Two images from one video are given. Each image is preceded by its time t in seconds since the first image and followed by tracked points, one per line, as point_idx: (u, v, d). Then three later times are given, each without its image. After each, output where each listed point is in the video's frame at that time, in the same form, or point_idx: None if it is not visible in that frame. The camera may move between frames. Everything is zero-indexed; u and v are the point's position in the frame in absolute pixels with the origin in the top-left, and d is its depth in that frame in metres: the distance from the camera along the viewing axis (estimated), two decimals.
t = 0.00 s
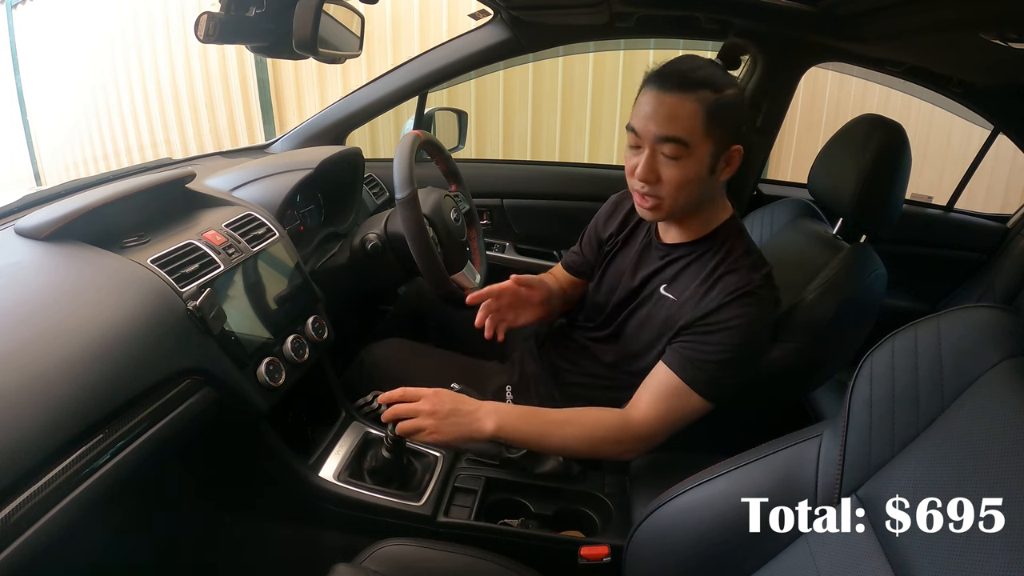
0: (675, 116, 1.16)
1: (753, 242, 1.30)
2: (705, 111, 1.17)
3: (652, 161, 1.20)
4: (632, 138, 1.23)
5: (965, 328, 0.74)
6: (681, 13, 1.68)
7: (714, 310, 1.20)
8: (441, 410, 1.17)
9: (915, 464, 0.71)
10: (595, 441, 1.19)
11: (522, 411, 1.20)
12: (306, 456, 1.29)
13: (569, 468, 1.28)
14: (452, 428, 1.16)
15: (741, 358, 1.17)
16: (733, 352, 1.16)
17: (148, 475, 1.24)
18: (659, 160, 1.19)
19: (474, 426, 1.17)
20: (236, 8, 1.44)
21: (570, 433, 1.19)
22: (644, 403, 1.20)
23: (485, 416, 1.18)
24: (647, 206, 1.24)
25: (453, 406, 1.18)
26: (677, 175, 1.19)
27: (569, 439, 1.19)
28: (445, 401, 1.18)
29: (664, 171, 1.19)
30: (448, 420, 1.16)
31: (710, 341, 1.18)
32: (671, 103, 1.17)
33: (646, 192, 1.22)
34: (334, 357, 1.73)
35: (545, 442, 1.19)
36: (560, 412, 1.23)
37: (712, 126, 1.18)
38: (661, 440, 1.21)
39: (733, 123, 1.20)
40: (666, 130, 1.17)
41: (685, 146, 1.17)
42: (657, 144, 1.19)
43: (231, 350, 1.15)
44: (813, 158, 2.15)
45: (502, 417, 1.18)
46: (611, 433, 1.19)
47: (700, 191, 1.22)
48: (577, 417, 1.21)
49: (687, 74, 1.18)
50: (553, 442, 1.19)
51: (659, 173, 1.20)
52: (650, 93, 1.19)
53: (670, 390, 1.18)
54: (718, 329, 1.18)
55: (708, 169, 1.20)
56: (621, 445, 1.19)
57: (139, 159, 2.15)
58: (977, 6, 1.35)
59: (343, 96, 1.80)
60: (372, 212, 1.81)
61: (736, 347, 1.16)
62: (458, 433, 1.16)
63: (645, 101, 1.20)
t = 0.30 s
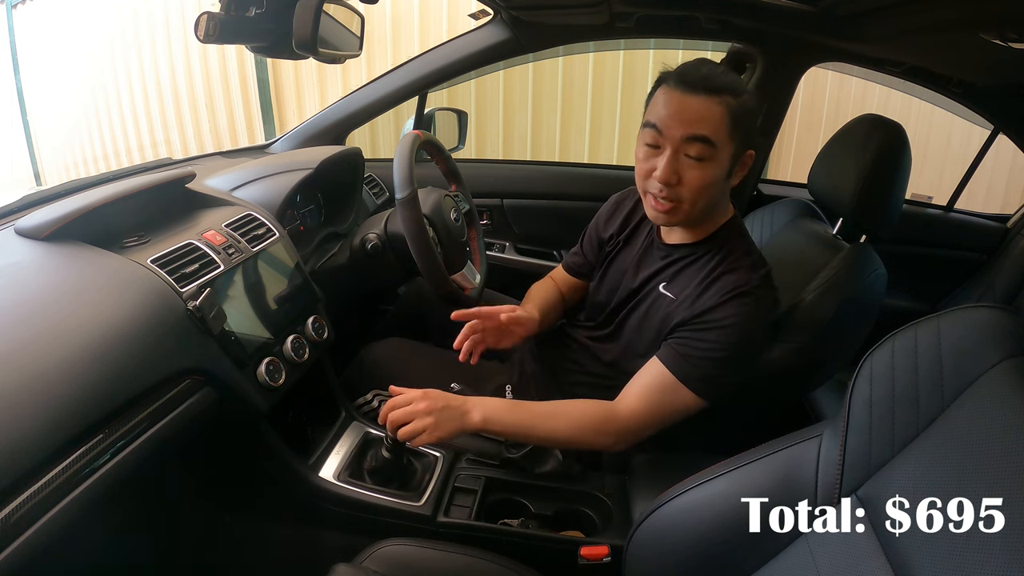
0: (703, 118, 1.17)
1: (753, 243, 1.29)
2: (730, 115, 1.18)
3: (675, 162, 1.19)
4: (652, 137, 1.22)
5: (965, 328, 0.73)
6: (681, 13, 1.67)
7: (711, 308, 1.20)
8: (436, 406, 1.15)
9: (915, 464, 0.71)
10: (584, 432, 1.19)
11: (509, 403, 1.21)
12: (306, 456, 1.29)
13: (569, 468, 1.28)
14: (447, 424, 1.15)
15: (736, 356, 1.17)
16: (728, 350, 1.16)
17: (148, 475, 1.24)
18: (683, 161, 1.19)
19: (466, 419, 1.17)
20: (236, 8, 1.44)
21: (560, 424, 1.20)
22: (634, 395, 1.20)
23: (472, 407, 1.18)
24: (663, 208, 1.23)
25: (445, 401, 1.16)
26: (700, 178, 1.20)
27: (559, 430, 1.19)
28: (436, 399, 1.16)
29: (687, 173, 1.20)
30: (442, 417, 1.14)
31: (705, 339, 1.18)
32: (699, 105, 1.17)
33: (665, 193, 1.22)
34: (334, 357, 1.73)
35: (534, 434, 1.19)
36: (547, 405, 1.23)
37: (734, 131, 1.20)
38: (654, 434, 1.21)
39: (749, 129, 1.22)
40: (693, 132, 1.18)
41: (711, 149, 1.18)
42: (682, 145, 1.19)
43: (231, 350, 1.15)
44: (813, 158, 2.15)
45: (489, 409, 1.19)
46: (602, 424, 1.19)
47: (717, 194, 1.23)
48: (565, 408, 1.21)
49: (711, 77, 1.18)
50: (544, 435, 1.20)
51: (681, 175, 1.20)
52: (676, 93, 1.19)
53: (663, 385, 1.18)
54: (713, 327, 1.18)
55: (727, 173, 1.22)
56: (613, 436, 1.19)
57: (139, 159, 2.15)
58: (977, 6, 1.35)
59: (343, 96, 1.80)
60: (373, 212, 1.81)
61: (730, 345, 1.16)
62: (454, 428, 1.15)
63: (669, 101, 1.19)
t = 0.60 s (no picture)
0: (716, 109, 1.19)
1: (752, 244, 1.30)
2: (741, 113, 1.20)
3: (684, 150, 1.20)
4: (663, 126, 1.24)
5: (965, 328, 0.73)
6: (681, 13, 1.68)
7: (710, 310, 1.20)
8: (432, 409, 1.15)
9: (915, 464, 0.71)
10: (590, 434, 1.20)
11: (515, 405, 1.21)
12: (306, 456, 1.29)
13: (569, 468, 1.28)
14: (443, 425, 1.15)
15: (736, 358, 1.17)
16: (728, 352, 1.16)
17: (148, 475, 1.24)
18: (691, 150, 1.20)
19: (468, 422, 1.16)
20: (236, 8, 1.44)
21: (567, 426, 1.20)
22: (637, 398, 1.20)
23: (477, 411, 1.18)
24: (664, 195, 1.23)
25: (445, 404, 1.16)
26: (706, 168, 1.20)
27: (566, 432, 1.20)
28: (436, 400, 1.17)
29: (693, 162, 1.20)
30: (439, 418, 1.15)
31: (705, 341, 1.18)
32: (713, 96, 1.19)
33: (669, 181, 1.21)
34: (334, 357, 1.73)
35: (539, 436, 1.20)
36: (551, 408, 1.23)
37: (745, 129, 1.21)
38: (656, 436, 1.21)
39: (757, 132, 1.24)
40: (705, 122, 1.19)
41: (720, 140, 1.19)
42: (692, 134, 1.20)
43: (231, 350, 1.15)
44: (813, 158, 2.15)
45: (495, 411, 1.19)
46: (607, 426, 1.19)
47: (720, 190, 1.23)
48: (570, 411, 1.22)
49: (726, 74, 1.21)
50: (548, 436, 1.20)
51: (688, 164, 1.20)
52: (691, 83, 1.21)
53: (665, 388, 1.18)
54: (712, 329, 1.18)
55: (733, 170, 1.23)
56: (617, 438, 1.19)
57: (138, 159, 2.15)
58: (977, 6, 1.35)
59: (343, 96, 1.80)
60: (372, 212, 1.81)
61: (730, 347, 1.16)
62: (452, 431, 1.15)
63: (685, 91, 1.21)
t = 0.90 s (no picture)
0: (726, 112, 1.18)
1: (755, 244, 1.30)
2: (750, 114, 1.20)
3: (694, 154, 1.20)
4: (672, 128, 1.23)
5: (965, 328, 0.74)
6: (681, 13, 1.68)
7: (712, 309, 1.20)
8: (434, 409, 1.18)
9: (915, 464, 0.71)
10: (592, 434, 1.20)
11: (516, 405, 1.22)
12: (306, 456, 1.29)
13: (569, 468, 1.28)
14: (447, 427, 1.17)
15: (737, 357, 1.17)
16: (729, 351, 1.16)
17: (148, 475, 1.24)
18: (701, 153, 1.20)
19: (468, 420, 1.19)
20: (236, 8, 1.44)
21: (569, 426, 1.21)
22: (638, 397, 1.20)
23: (476, 409, 1.20)
24: (674, 199, 1.23)
25: (446, 403, 1.19)
26: (716, 171, 1.20)
27: (568, 432, 1.20)
28: (436, 401, 1.19)
29: (703, 165, 1.20)
30: (443, 419, 1.17)
31: (706, 340, 1.18)
32: (722, 98, 1.18)
33: (678, 184, 1.22)
34: (334, 357, 1.73)
35: (541, 437, 1.21)
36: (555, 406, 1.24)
37: (752, 131, 1.21)
38: (656, 436, 1.21)
39: (764, 135, 1.24)
40: (715, 125, 1.19)
41: (730, 144, 1.19)
42: (702, 137, 1.20)
43: (231, 350, 1.15)
44: (813, 158, 2.15)
45: (495, 410, 1.20)
46: (608, 425, 1.20)
47: (729, 192, 1.23)
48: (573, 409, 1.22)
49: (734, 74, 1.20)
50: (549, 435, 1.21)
51: (698, 167, 1.20)
52: (699, 85, 1.20)
53: (665, 386, 1.18)
54: (713, 328, 1.18)
55: (741, 172, 1.23)
56: (619, 437, 1.20)
57: (139, 158, 2.15)
58: (977, 6, 1.35)
59: (343, 96, 1.80)
60: (372, 212, 1.81)
61: (732, 347, 1.16)
62: (453, 430, 1.18)
63: (694, 92, 1.20)
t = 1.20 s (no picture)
0: (711, 116, 1.17)
1: (755, 245, 1.30)
2: (738, 115, 1.19)
3: (682, 159, 1.20)
4: (658, 135, 1.23)
5: (964, 329, 0.74)
6: (682, 13, 1.67)
7: (710, 312, 1.20)
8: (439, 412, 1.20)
9: (915, 465, 0.71)
10: (591, 441, 1.20)
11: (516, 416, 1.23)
12: (306, 457, 1.29)
13: (569, 468, 1.28)
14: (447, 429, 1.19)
15: (737, 360, 1.17)
16: (729, 354, 1.16)
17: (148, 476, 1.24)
18: (689, 159, 1.20)
19: (472, 425, 1.20)
20: (236, 8, 1.44)
21: (569, 435, 1.21)
22: (640, 401, 1.21)
23: (483, 417, 1.21)
24: (666, 205, 1.23)
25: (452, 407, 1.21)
26: (705, 176, 1.20)
27: (568, 441, 1.21)
28: (444, 401, 1.21)
29: (691, 171, 1.20)
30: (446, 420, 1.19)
31: (704, 344, 1.18)
32: (706, 103, 1.18)
33: (668, 191, 1.22)
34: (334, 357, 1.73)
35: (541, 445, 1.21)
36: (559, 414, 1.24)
37: (742, 129, 1.20)
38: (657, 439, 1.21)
39: (756, 131, 1.22)
40: (701, 130, 1.18)
41: (717, 147, 1.18)
42: (689, 143, 1.19)
43: (231, 350, 1.15)
44: (813, 158, 2.14)
45: (500, 419, 1.20)
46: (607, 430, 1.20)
47: (720, 194, 1.23)
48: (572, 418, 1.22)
49: (718, 75, 1.19)
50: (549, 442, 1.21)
51: (687, 173, 1.20)
52: (683, 91, 1.19)
53: (665, 389, 1.18)
54: (713, 330, 1.18)
55: (732, 173, 1.22)
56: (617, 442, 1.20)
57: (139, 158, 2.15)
58: (977, 6, 1.35)
59: (343, 96, 1.80)
60: (373, 212, 1.81)
61: (732, 350, 1.16)
62: (457, 434, 1.20)
63: (678, 99, 1.20)
